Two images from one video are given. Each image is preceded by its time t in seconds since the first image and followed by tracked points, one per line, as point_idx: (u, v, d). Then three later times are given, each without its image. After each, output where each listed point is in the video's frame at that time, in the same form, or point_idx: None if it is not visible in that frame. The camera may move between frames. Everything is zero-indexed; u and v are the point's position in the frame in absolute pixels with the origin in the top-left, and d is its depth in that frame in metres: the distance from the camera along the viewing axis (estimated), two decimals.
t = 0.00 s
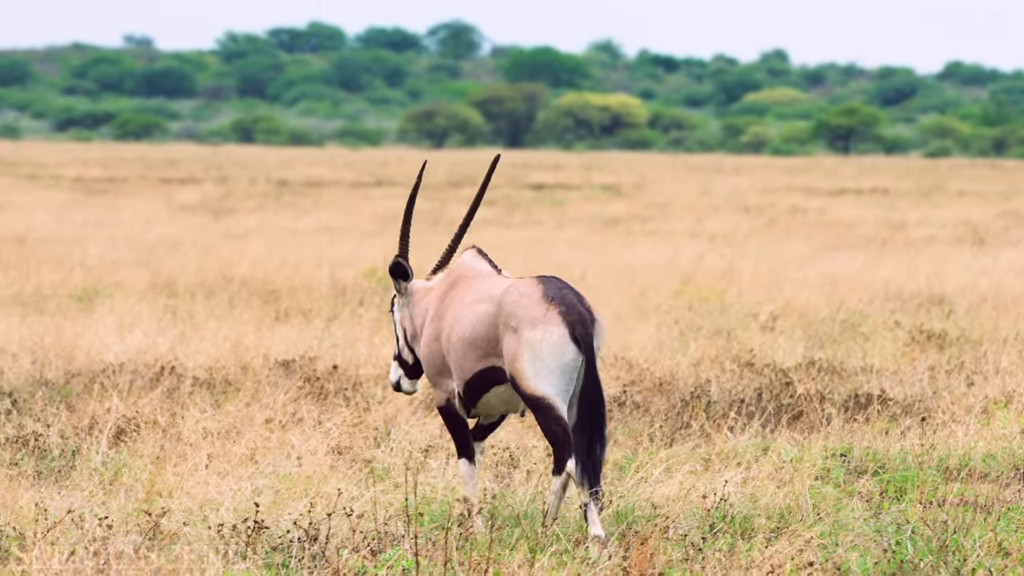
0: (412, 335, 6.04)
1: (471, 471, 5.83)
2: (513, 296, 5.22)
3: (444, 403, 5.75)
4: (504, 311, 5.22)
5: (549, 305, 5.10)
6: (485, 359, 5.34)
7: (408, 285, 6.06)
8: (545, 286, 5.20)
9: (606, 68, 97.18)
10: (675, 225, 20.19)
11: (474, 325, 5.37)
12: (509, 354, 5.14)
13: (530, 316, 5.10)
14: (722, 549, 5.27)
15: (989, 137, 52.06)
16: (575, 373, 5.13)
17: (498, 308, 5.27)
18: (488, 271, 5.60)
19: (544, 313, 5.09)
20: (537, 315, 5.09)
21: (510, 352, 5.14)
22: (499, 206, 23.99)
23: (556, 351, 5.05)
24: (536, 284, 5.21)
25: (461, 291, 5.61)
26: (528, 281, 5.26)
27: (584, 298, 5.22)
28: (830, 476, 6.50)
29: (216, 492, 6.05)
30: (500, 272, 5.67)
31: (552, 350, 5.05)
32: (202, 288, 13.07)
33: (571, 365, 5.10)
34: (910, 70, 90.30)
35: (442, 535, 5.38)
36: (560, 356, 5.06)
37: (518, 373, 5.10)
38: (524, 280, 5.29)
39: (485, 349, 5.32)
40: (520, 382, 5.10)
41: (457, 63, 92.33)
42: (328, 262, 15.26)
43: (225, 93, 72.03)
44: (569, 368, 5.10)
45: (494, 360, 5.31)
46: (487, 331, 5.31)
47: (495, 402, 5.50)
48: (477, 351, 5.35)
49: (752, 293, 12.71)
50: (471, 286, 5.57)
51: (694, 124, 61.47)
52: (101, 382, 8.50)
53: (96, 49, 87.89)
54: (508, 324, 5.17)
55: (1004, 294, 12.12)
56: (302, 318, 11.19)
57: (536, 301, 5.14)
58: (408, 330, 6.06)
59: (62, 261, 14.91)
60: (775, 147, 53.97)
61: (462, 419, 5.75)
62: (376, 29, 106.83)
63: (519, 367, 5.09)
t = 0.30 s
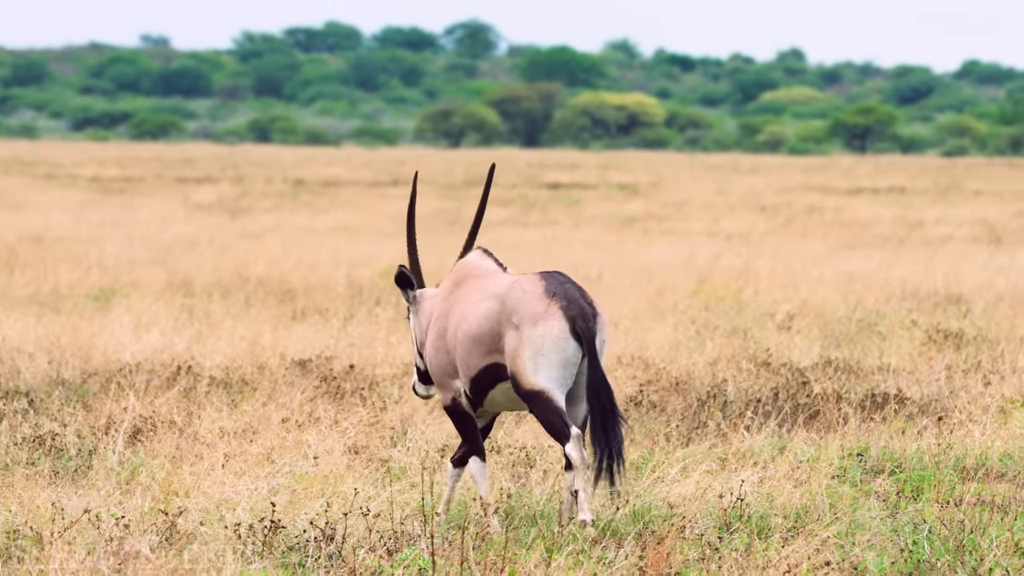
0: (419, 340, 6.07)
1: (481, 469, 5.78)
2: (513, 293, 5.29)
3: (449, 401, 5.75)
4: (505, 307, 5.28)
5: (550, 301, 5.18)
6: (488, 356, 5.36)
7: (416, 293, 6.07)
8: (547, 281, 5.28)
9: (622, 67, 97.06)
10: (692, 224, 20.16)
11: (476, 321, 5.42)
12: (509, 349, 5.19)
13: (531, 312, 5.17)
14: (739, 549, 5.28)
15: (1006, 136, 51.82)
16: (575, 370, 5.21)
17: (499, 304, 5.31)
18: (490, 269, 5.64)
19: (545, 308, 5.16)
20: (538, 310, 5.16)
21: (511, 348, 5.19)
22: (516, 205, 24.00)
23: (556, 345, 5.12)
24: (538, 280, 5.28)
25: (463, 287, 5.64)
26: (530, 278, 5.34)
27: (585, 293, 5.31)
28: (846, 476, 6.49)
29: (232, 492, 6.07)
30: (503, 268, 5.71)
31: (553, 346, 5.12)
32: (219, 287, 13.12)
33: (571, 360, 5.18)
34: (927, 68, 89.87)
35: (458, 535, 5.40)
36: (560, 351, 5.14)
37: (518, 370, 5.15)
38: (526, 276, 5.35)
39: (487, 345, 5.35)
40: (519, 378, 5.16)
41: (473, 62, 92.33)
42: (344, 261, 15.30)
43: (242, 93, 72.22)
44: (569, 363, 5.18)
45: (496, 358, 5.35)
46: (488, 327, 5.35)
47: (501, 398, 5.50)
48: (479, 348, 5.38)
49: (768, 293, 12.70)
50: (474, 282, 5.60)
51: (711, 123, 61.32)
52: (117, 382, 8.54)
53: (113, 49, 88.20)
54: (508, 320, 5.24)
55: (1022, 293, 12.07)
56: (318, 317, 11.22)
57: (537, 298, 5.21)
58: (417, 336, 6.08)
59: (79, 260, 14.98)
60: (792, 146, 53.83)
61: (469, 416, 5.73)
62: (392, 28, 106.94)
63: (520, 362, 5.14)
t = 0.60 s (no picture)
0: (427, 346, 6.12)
1: (488, 469, 5.77)
2: (514, 288, 5.34)
3: (451, 406, 5.78)
4: (503, 301, 5.34)
5: (549, 297, 5.23)
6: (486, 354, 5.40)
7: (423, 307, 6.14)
8: (548, 277, 5.33)
9: (634, 69, 96.90)
10: (703, 227, 20.13)
11: (476, 318, 5.46)
12: (502, 343, 5.24)
13: (528, 306, 5.22)
14: (751, 551, 5.29)
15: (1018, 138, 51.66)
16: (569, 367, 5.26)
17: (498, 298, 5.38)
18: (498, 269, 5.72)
19: (543, 304, 5.21)
20: (536, 306, 5.21)
21: (501, 338, 5.23)
22: (527, 207, 24.00)
23: (552, 342, 5.18)
24: (540, 277, 5.34)
25: (467, 284, 5.72)
26: (532, 275, 5.39)
27: (586, 290, 5.35)
28: (858, 478, 6.49)
29: (244, 493, 6.09)
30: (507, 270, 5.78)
31: (547, 342, 5.18)
32: (230, 289, 13.16)
33: (565, 356, 5.23)
34: (939, 71, 89.62)
35: (470, 537, 5.41)
36: (554, 347, 5.19)
37: (510, 362, 5.20)
38: (526, 274, 5.42)
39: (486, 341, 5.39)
40: (510, 372, 5.21)
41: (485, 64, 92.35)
42: (356, 263, 15.32)
43: (253, 95, 72.33)
44: (561, 361, 5.23)
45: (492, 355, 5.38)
46: (487, 323, 5.39)
47: (500, 399, 5.50)
48: (478, 345, 5.43)
49: (780, 295, 12.67)
50: (475, 283, 5.69)
51: (722, 124, 61.24)
52: (129, 384, 8.58)
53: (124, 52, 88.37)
54: (505, 315, 5.28)
55: None
56: (329, 320, 11.23)
57: (536, 293, 5.26)
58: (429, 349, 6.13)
59: (90, 262, 15.03)
60: (803, 148, 53.75)
61: (471, 418, 5.74)
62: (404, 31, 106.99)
63: (513, 355, 5.19)
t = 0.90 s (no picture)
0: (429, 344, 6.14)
1: (492, 469, 5.70)
2: (514, 287, 5.37)
3: (451, 407, 5.80)
4: (503, 295, 5.37)
5: (549, 299, 5.27)
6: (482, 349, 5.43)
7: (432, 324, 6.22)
8: (550, 278, 5.36)
9: (647, 70, 96.84)
10: (717, 228, 20.13)
11: (474, 312, 5.48)
12: (495, 340, 5.27)
13: (528, 307, 5.26)
14: (765, 552, 5.30)
15: None
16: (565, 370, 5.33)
17: (497, 293, 5.41)
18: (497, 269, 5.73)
19: (543, 305, 5.25)
20: (536, 307, 5.24)
21: (497, 331, 5.26)
22: (540, 208, 24.03)
23: (549, 344, 5.24)
24: (542, 276, 5.36)
25: (465, 280, 5.72)
26: (533, 273, 5.42)
27: (586, 291, 5.37)
28: (872, 479, 6.49)
29: (257, 494, 6.13)
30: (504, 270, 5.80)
31: (544, 344, 5.24)
32: (244, 290, 13.22)
33: (560, 360, 5.30)
34: (952, 72, 89.36)
35: (482, 537, 5.44)
36: (551, 350, 5.25)
37: (505, 357, 5.25)
38: (527, 271, 5.45)
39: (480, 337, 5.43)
40: (504, 369, 5.26)
41: (498, 65, 92.41)
42: (369, 264, 15.37)
43: (267, 96, 72.50)
44: (555, 363, 5.31)
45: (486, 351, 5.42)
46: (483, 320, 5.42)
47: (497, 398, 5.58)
48: (474, 340, 5.46)
49: (793, 296, 12.69)
50: (472, 282, 5.69)
51: (736, 126, 61.20)
52: (143, 386, 8.63)
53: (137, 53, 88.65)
54: (501, 312, 5.31)
55: None
56: (343, 320, 11.28)
57: (537, 293, 5.30)
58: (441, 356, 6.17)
59: (104, 263, 15.12)
60: (817, 149, 53.65)
61: (473, 420, 5.77)
62: (417, 32, 107.12)
63: (507, 353, 5.24)
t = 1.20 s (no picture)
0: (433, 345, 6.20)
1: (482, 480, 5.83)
2: (511, 293, 5.41)
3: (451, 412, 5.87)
4: (503, 300, 5.41)
5: (545, 306, 5.28)
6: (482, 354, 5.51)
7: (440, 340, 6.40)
8: (546, 283, 5.35)
9: (660, 70, 96.90)
10: (730, 228, 20.11)
11: (475, 316, 5.56)
12: (495, 347, 5.32)
13: (524, 314, 5.28)
14: (778, 551, 5.32)
15: None
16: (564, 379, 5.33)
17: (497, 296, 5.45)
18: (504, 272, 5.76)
19: (539, 312, 5.26)
20: (532, 314, 5.26)
21: (496, 339, 5.32)
22: (552, 208, 24.06)
23: (545, 353, 5.26)
24: (537, 280, 5.36)
25: (473, 281, 5.78)
26: (530, 277, 5.43)
27: (582, 297, 5.33)
28: (885, 478, 6.50)
29: (270, 494, 6.16)
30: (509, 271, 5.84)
31: (540, 352, 5.26)
32: (257, 290, 13.26)
33: (556, 368, 5.31)
34: (966, 72, 89.08)
35: (496, 536, 5.46)
36: (545, 358, 5.27)
37: (504, 366, 5.31)
38: (526, 272, 5.46)
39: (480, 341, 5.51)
40: (504, 377, 5.32)
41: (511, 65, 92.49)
42: (382, 265, 15.42)
43: (280, 96, 72.68)
44: (551, 371, 5.31)
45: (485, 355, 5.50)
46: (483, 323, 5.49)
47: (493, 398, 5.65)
48: (474, 345, 5.54)
49: (807, 296, 12.68)
50: (478, 285, 5.74)
51: (749, 125, 61.10)
52: (156, 386, 8.67)
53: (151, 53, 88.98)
54: (499, 317, 5.36)
55: None
56: (356, 321, 11.32)
57: (532, 299, 5.31)
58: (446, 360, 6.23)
59: (117, 264, 15.19)
60: (830, 149, 53.57)
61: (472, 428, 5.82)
62: (431, 32, 107.27)
63: (506, 360, 5.30)
